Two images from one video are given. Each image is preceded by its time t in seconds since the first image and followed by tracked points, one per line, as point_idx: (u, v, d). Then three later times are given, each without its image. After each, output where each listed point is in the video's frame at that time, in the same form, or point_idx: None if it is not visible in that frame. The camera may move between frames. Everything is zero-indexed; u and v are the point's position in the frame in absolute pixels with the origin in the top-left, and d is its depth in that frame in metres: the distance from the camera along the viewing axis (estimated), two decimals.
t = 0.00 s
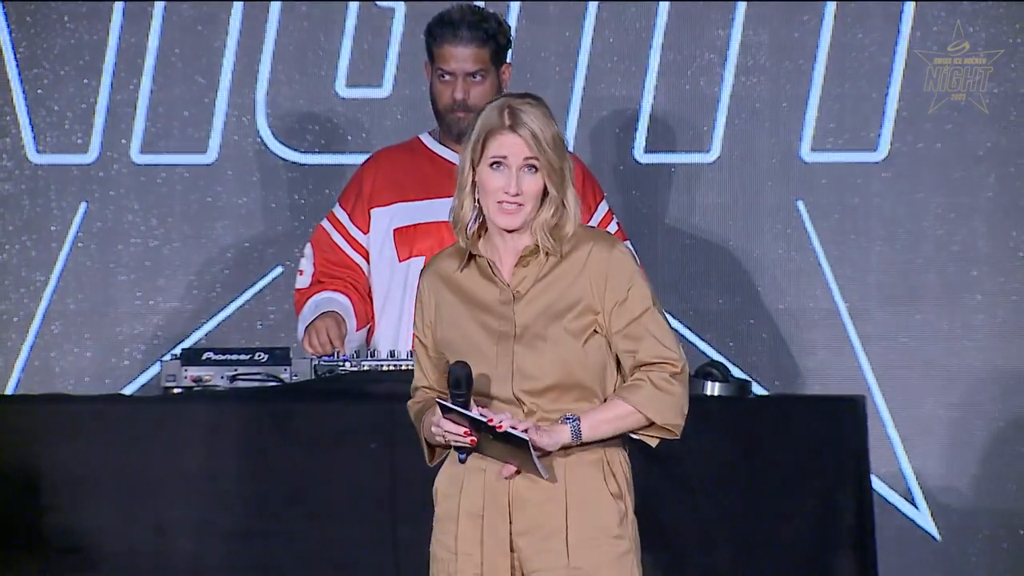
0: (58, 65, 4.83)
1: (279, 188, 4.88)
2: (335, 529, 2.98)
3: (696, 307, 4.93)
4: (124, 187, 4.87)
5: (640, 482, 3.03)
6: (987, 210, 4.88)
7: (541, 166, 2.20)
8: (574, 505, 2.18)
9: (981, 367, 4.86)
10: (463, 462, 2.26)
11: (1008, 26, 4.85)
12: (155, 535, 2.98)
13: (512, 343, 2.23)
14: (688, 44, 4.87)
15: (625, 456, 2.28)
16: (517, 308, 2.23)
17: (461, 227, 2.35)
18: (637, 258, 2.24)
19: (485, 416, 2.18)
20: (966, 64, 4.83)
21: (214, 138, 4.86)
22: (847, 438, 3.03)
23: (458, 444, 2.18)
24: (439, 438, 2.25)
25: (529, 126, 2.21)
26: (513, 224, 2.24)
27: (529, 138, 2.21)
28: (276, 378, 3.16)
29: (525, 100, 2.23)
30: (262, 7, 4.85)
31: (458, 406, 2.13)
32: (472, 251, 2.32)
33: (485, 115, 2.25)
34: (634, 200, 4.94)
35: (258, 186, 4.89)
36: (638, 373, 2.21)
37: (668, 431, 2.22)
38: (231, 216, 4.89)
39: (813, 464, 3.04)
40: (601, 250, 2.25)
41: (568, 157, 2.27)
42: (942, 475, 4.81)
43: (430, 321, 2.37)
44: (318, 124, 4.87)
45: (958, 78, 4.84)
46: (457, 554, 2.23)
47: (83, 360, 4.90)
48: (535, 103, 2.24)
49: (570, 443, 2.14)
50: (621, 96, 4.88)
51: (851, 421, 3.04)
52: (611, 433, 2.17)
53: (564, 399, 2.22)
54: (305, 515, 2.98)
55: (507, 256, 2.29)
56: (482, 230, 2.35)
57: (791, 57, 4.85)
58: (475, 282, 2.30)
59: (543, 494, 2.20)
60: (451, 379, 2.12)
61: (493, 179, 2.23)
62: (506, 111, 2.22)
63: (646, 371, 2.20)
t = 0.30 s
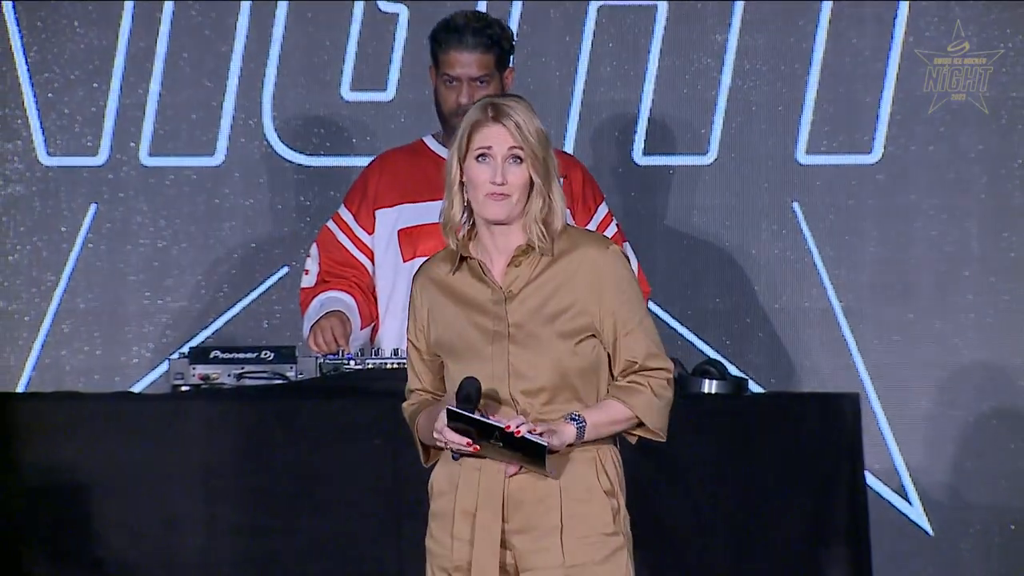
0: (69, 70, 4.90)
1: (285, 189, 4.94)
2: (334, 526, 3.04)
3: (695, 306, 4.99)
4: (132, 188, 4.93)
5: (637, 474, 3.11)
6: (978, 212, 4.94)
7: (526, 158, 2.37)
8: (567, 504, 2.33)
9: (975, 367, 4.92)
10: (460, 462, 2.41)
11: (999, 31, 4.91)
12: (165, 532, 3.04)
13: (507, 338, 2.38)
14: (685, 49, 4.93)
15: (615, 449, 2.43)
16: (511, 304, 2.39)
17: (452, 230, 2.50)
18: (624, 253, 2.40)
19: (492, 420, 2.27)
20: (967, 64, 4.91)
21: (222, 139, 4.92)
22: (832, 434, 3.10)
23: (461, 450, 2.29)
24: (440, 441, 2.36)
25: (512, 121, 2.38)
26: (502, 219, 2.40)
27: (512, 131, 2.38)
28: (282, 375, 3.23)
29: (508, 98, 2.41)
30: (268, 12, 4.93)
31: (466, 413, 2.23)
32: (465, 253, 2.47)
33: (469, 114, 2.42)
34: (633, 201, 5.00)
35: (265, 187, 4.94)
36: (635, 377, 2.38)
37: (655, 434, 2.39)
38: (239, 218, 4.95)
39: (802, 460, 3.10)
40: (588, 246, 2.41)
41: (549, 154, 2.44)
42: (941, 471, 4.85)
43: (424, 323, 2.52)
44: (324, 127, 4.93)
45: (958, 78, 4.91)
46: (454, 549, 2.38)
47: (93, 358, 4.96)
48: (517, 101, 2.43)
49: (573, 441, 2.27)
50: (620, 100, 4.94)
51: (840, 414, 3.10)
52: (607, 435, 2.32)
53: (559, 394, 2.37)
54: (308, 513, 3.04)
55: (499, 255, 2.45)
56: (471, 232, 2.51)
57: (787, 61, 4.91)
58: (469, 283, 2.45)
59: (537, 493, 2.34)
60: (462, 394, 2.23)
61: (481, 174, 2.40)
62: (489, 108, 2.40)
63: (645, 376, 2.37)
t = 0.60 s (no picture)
0: (80, 70, 4.90)
1: (296, 188, 4.97)
2: (343, 526, 3.06)
3: (702, 304, 5.03)
4: (143, 187, 4.95)
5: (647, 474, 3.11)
6: (985, 211, 4.95)
7: (519, 165, 2.40)
8: (567, 505, 2.37)
9: (981, 366, 4.94)
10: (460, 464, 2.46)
11: (1006, 31, 4.92)
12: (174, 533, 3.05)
13: (506, 343, 2.43)
14: (693, 49, 4.94)
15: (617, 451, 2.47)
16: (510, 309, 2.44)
17: (451, 234, 2.55)
18: (621, 255, 2.44)
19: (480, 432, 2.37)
20: (966, 65, 4.92)
21: (232, 138, 4.94)
22: (839, 429, 3.13)
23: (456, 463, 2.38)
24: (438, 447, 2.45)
25: (505, 127, 2.41)
26: (497, 224, 2.44)
27: (505, 137, 2.41)
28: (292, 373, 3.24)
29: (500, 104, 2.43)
30: (278, 12, 4.93)
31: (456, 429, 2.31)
32: (464, 257, 2.52)
33: (462, 121, 2.44)
34: (642, 201, 5.01)
35: (276, 186, 4.96)
36: (632, 379, 2.41)
37: (657, 435, 2.43)
38: (248, 217, 4.97)
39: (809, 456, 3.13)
40: (585, 248, 2.45)
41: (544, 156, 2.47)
42: (946, 468, 4.86)
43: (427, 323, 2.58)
44: (333, 127, 4.96)
45: (958, 79, 4.92)
46: (455, 549, 2.43)
47: (104, 356, 4.99)
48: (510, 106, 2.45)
49: (565, 445, 2.32)
50: (628, 100, 4.96)
51: (847, 412, 3.13)
52: (603, 437, 2.37)
53: (558, 395, 2.43)
54: (317, 513, 3.06)
55: (498, 258, 2.50)
56: (471, 234, 2.55)
57: (794, 61, 4.93)
58: (469, 287, 2.50)
59: (538, 494, 2.39)
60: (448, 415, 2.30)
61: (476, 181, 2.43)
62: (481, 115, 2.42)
63: (641, 377, 2.41)
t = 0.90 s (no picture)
0: (93, 70, 4.92)
1: (310, 189, 4.97)
2: (357, 528, 3.06)
3: (716, 305, 5.02)
4: (157, 188, 4.95)
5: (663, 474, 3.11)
6: (998, 211, 4.95)
7: (531, 167, 2.46)
8: (572, 506, 2.45)
9: (994, 366, 4.94)
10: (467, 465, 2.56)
11: (1019, 31, 4.92)
12: (188, 533, 3.05)
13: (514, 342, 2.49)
14: (706, 49, 4.94)
15: (625, 452, 2.54)
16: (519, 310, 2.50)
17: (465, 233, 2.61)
18: (629, 259, 2.48)
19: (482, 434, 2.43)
20: (965, 65, 4.91)
21: (245, 139, 4.94)
22: (850, 435, 3.12)
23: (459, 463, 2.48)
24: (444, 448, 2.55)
25: (518, 129, 2.46)
26: (510, 225, 2.50)
27: (517, 138, 2.46)
28: (306, 374, 3.22)
29: (514, 105, 2.48)
30: (292, 13, 4.93)
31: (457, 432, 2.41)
32: (477, 256, 2.59)
33: (476, 121, 2.50)
34: (656, 201, 4.99)
35: (289, 187, 4.97)
36: (636, 384, 2.45)
37: (661, 439, 2.47)
38: (261, 217, 4.97)
39: (822, 462, 3.12)
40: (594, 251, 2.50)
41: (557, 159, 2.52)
42: (959, 471, 4.88)
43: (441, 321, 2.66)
44: (347, 127, 4.97)
45: (958, 79, 4.92)
46: (463, 548, 2.53)
47: (118, 357, 4.99)
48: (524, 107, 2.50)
49: (565, 447, 2.39)
50: (642, 100, 4.95)
51: (862, 415, 3.13)
52: (605, 439, 2.42)
53: (565, 395, 2.49)
54: (332, 514, 3.06)
55: (509, 258, 2.56)
56: (486, 234, 2.62)
57: (807, 62, 4.93)
58: (480, 286, 2.57)
59: (544, 494, 2.47)
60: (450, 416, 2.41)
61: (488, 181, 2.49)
62: (495, 116, 2.48)
63: (645, 381, 2.45)
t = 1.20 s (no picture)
0: (109, 72, 4.91)
1: (325, 190, 4.96)
2: (370, 530, 3.06)
3: (731, 305, 5.01)
4: (173, 190, 4.96)
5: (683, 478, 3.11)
6: (1013, 212, 4.95)
7: (548, 161, 2.56)
8: (581, 504, 2.53)
9: (1009, 366, 4.94)
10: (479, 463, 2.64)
11: None
12: (199, 532, 3.05)
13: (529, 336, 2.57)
14: (722, 51, 4.93)
15: (636, 453, 2.62)
16: (534, 305, 2.58)
17: (485, 232, 2.72)
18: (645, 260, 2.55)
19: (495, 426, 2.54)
20: (967, 65, 4.92)
21: (260, 139, 4.95)
22: (861, 436, 3.14)
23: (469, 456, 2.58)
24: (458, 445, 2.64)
25: (537, 124, 2.57)
26: (527, 220, 2.59)
27: (535, 134, 2.57)
28: (321, 375, 3.23)
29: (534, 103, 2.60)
30: (307, 14, 4.93)
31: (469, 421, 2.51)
32: (496, 254, 2.67)
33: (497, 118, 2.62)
34: (670, 202, 5.01)
35: (304, 188, 4.96)
36: (649, 383, 2.52)
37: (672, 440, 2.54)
38: (276, 218, 4.97)
39: (835, 465, 3.13)
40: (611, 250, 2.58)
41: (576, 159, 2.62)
42: (974, 472, 4.87)
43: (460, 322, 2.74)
44: (362, 128, 4.96)
45: (958, 79, 4.93)
46: (473, 547, 2.61)
47: (133, 358, 4.98)
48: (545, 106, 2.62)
49: (577, 443, 2.46)
50: (656, 101, 4.95)
51: (877, 417, 3.14)
52: (618, 437, 2.48)
53: (578, 393, 2.55)
54: (344, 517, 3.05)
55: (527, 256, 2.65)
56: (505, 235, 2.71)
57: (823, 62, 4.92)
58: (498, 283, 2.65)
59: (551, 493, 2.56)
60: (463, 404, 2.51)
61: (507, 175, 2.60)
62: (516, 112, 2.60)
63: (659, 381, 2.52)
